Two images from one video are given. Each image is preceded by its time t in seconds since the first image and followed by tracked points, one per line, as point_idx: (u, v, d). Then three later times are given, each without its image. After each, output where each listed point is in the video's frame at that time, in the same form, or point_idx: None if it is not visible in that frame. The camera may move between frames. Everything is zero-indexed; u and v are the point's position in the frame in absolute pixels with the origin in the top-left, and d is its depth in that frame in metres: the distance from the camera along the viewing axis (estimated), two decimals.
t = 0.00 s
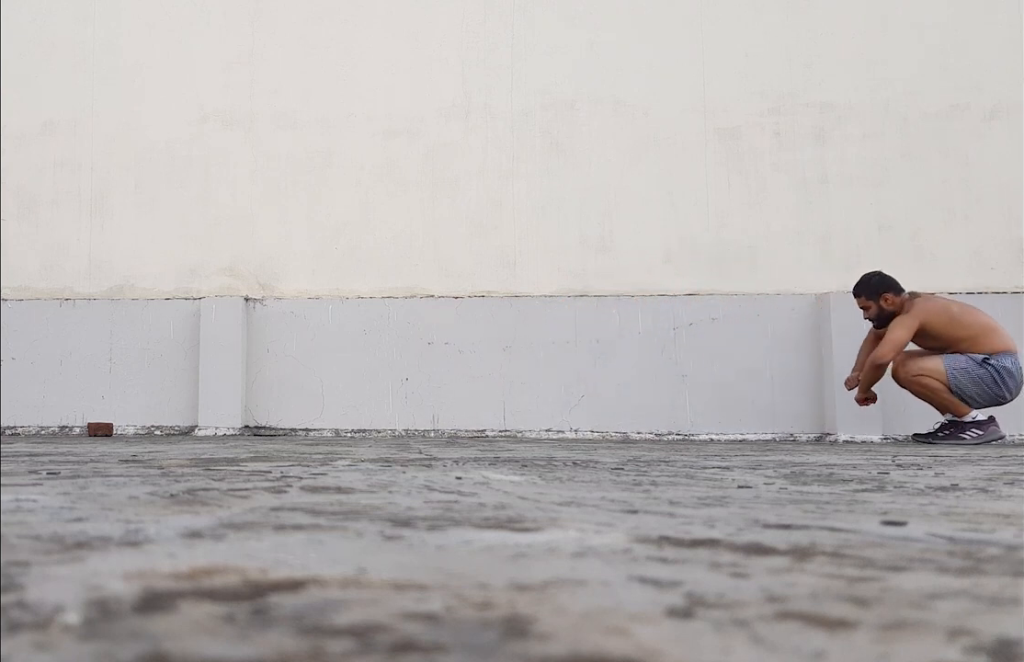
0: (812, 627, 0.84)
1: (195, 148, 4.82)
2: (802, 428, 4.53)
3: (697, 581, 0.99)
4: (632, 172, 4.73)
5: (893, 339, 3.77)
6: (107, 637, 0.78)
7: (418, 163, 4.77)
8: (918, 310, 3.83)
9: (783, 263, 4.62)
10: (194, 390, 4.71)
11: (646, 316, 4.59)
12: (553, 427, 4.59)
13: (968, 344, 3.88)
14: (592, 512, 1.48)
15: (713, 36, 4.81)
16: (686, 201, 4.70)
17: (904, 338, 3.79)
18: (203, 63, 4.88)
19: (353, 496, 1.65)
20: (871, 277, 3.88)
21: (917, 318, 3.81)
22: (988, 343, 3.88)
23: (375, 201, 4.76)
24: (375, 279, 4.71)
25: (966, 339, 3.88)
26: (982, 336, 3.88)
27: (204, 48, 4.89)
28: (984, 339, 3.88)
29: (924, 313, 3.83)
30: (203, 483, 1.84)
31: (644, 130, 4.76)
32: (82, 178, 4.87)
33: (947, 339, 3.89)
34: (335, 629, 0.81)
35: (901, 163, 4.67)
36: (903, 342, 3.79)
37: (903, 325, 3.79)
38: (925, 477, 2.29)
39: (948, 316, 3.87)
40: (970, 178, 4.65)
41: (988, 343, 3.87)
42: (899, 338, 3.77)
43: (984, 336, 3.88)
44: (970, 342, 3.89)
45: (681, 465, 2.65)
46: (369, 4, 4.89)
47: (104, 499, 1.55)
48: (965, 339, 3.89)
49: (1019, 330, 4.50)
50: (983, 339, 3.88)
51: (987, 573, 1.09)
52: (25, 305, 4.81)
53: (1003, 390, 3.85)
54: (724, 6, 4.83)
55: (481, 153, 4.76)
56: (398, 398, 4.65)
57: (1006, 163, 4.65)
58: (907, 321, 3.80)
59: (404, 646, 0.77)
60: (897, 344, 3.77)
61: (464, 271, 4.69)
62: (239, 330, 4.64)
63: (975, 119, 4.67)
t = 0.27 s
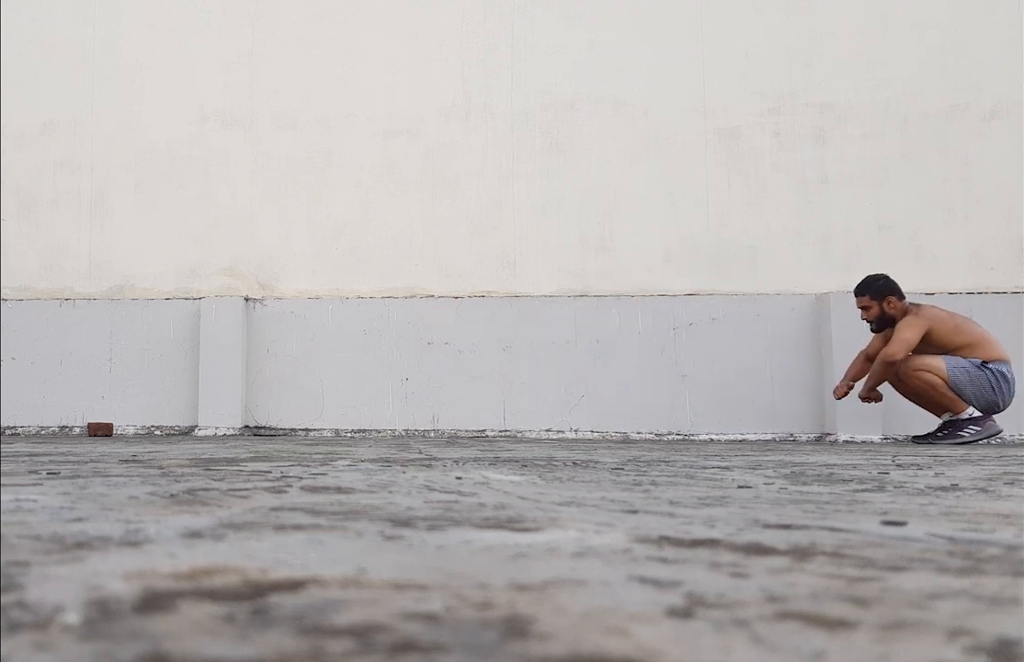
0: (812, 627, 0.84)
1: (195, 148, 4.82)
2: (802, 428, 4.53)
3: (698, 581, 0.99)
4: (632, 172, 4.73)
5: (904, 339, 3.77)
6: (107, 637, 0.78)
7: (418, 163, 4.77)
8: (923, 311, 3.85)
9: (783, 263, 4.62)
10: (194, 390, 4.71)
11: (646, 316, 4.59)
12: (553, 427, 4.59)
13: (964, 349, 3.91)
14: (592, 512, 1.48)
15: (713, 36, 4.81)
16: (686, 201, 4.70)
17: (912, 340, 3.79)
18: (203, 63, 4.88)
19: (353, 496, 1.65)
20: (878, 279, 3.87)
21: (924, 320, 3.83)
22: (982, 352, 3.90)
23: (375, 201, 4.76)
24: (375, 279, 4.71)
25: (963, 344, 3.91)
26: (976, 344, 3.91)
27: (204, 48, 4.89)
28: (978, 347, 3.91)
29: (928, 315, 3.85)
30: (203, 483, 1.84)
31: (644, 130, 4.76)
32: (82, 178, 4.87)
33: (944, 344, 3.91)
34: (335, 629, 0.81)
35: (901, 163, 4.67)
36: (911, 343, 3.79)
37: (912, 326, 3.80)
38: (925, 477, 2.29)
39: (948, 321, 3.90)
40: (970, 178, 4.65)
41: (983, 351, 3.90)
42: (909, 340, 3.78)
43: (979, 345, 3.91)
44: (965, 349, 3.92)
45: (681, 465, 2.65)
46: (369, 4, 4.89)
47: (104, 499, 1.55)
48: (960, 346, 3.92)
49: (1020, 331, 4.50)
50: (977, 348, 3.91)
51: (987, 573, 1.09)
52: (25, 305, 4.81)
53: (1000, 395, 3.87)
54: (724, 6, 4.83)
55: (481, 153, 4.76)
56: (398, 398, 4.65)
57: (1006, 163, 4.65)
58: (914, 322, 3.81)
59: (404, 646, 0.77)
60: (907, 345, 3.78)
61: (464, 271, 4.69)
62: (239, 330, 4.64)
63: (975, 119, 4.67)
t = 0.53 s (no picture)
0: (812, 627, 0.84)
1: (195, 148, 4.82)
2: (802, 428, 4.53)
3: (697, 581, 0.99)
4: (632, 172, 4.73)
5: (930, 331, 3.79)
6: (107, 636, 0.78)
7: (418, 163, 4.77)
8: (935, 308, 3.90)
9: (783, 263, 4.62)
10: (194, 390, 4.71)
11: (646, 316, 4.59)
12: (553, 427, 4.59)
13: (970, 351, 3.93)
14: (592, 512, 1.48)
15: (713, 36, 4.82)
16: (686, 201, 4.70)
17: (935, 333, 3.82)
18: (203, 63, 4.88)
19: (353, 496, 1.65)
20: (885, 276, 3.91)
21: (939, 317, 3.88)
22: (985, 357, 3.92)
23: (375, 201, 4.76)
24: (375, 279, 4.71)
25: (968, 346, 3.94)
26: (980, 348, 3.93)
27: (204, 48, 4.90)
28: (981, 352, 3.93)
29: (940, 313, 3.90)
30: (203, 483, 1.84)
31: (644, 130, 4.76)
32: (82, 178, 4.87)
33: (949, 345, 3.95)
34: (335, 629, 0.81)
35: (901, 163, 4.67)
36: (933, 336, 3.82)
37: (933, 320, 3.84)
38: (925, 477, 2.29)
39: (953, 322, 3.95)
40: (970, 178, 4.65)
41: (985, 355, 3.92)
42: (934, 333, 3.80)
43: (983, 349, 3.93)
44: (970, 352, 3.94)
45: (681, 465, 2.65)
46: (369, 4, 4.89)
47: (104, 499, 1.55)
48: (965, 348, 3.94)
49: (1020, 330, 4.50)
50: (980, 352, 3.93)
51: (987, 572, 1.09)
52: (25, 305, 4.81)
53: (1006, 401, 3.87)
54: (724, 6, 4.83)
55: (481, 153, 4.76)
56: (398, 398, 4.65)
57: (1006, 163, 4.65)
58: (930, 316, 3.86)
59: (404, 645, 0.77)
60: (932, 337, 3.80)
61: (464, 271, 4.69)
62: (239, 330, 4.64)
63: (975, 119, 4.67)
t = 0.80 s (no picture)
0: (812, 627, 0.84)
1: (195, 148, 4.82)
2: (802, 428, 4.53)
3: (697, 581, 0.99)
4: (632, 172, 4.73)
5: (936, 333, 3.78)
6: (107, 637, 0.78)
7: (418, 162, 4.77)
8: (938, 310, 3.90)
9: (783, 263, 4.63)
10: (194, 390, 4.71)
11: (646, 316, 4.59)
12: (553, 427, 4.59)
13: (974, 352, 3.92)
14: (592, 512, 1.48)
15: (713, 36, 4.82)
16: (686, 201, 4.70)
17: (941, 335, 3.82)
18: (203, 62, 4.88)
19: (353, 496, 1.65)
20: (887, 277, 3.97)
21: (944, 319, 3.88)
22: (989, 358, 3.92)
23: (375, 201, 4.76)
24: (375, 279, 4.71)
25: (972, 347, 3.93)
26: (983, 349, 3.93)
27: (205, 48, 4.90)
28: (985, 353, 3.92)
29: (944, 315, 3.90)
30: (203, 483, 1.84)
31: (644, 130, 4.76)
32: (82, 178, 4.87)
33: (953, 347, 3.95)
34: (335, 629, 0.81)
35: (901, 163, 4.67)
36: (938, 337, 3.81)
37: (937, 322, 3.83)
38: (925, 477, 2.29)
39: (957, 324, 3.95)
40: (970, 178, 4.65)
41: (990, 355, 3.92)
42: (940, 335, 3.79)
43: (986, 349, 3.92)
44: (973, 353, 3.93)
45: (681, 465, 2.65)
46: (369, 4, 4.89)
47: (104, 499, 1.55)
48: (968, 350, 3.95)
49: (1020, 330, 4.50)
50: (983, 352, 3.93)
51: (987, 573, 1.09)
52: (25, 305, 4.81)
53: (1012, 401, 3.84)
54: (724, 7, 4.83)
55: (481, 153, 4.76)
56: (398, 398, 4.65)
57: (1006, 163, 4.66)
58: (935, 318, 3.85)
59: (404, 646, 0.77)
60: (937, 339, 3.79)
61: (464, 271, 4.69)
62: (239, 330, 4.64)
63: (974, 119, 4.68)
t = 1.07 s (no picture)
0: (811, 627, 0.84)
1: (195, 148, 4.83)
2: (802, 428, 4.53)
3: (697, 581, 0.99)
4: (632, 172, 4.73)
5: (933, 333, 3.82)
6: (106, 636, 0.78)
7: (418, 162, 4.77)
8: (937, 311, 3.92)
9: (783, 263, 4.63)
10: (194, 390, 4.71)
11: (646, 316, 4.59)
12: (553, 427, 4.59)
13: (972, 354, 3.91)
14: (592, 512, 1.47)
15: (713, 36, 4.82)
16: (686, 201, 4.70)
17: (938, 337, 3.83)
18: (204, 62, 4.88)
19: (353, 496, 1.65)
20: (890, 272, 3.96)
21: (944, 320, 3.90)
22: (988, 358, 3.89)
23: (375, 201, 4.76)
24: (375, 279, 4.71)
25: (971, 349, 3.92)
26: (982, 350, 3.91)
27: (205, 48, 4.90)
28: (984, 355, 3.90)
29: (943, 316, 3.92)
30: (203, 483, 1.84)
31: (644, 130, 4.76)
32: (82, 178, 4.87)
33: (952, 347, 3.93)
34: (335, 629, 0.81)
35: (901, 163, 4.67)
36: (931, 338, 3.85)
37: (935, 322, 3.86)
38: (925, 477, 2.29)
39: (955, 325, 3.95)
40: (970, 178, 4.65)
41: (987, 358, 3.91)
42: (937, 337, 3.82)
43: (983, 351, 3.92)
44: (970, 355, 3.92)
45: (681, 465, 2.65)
46: (369, 4, 4.89)
47: (105, 499, 1.55)
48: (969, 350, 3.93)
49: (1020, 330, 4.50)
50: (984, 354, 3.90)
51: (987, 573, 1.08)
52: (25, 305, 4.81)
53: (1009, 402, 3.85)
54: (724, 7, 4.83)
55: (481, 152, 4.76)
56: (398, 398, 4.65)
57: (1006, 162, 4.66)
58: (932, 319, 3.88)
59: (404, 645, 0.77)
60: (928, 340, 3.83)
61: (464, 271, 4.69)
62: (239, 330, 4.64)
63: (974, 119, 4.68)
